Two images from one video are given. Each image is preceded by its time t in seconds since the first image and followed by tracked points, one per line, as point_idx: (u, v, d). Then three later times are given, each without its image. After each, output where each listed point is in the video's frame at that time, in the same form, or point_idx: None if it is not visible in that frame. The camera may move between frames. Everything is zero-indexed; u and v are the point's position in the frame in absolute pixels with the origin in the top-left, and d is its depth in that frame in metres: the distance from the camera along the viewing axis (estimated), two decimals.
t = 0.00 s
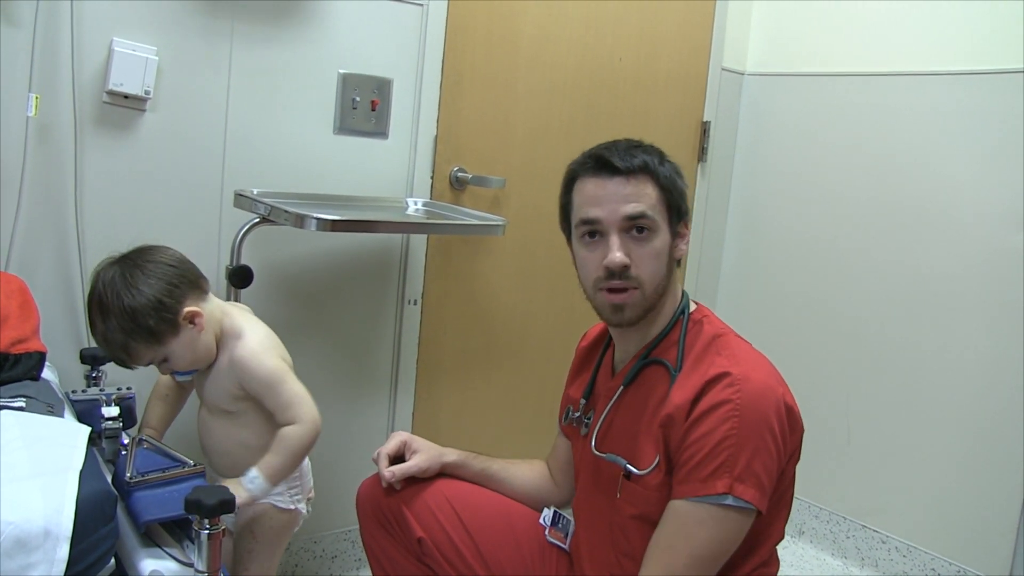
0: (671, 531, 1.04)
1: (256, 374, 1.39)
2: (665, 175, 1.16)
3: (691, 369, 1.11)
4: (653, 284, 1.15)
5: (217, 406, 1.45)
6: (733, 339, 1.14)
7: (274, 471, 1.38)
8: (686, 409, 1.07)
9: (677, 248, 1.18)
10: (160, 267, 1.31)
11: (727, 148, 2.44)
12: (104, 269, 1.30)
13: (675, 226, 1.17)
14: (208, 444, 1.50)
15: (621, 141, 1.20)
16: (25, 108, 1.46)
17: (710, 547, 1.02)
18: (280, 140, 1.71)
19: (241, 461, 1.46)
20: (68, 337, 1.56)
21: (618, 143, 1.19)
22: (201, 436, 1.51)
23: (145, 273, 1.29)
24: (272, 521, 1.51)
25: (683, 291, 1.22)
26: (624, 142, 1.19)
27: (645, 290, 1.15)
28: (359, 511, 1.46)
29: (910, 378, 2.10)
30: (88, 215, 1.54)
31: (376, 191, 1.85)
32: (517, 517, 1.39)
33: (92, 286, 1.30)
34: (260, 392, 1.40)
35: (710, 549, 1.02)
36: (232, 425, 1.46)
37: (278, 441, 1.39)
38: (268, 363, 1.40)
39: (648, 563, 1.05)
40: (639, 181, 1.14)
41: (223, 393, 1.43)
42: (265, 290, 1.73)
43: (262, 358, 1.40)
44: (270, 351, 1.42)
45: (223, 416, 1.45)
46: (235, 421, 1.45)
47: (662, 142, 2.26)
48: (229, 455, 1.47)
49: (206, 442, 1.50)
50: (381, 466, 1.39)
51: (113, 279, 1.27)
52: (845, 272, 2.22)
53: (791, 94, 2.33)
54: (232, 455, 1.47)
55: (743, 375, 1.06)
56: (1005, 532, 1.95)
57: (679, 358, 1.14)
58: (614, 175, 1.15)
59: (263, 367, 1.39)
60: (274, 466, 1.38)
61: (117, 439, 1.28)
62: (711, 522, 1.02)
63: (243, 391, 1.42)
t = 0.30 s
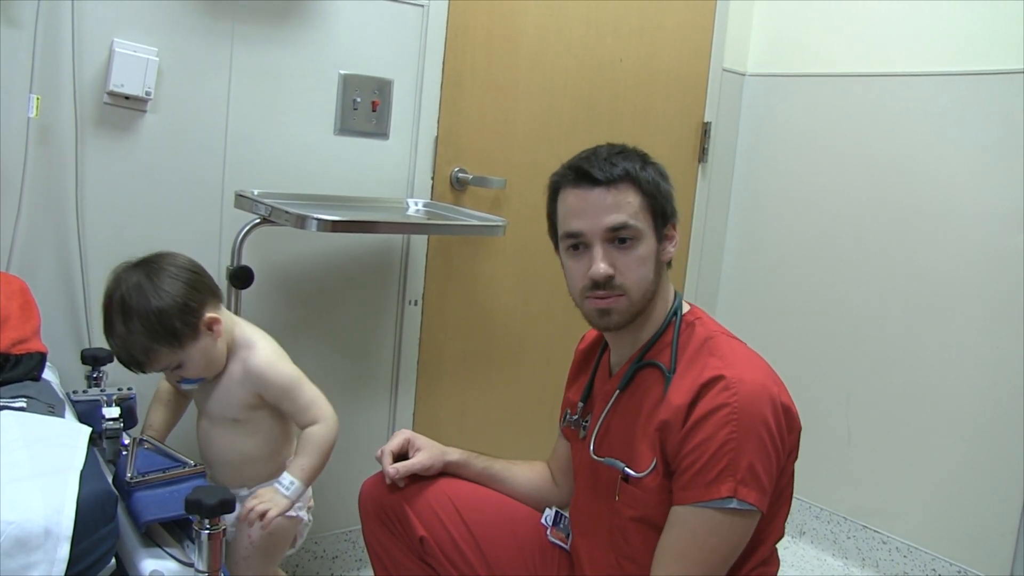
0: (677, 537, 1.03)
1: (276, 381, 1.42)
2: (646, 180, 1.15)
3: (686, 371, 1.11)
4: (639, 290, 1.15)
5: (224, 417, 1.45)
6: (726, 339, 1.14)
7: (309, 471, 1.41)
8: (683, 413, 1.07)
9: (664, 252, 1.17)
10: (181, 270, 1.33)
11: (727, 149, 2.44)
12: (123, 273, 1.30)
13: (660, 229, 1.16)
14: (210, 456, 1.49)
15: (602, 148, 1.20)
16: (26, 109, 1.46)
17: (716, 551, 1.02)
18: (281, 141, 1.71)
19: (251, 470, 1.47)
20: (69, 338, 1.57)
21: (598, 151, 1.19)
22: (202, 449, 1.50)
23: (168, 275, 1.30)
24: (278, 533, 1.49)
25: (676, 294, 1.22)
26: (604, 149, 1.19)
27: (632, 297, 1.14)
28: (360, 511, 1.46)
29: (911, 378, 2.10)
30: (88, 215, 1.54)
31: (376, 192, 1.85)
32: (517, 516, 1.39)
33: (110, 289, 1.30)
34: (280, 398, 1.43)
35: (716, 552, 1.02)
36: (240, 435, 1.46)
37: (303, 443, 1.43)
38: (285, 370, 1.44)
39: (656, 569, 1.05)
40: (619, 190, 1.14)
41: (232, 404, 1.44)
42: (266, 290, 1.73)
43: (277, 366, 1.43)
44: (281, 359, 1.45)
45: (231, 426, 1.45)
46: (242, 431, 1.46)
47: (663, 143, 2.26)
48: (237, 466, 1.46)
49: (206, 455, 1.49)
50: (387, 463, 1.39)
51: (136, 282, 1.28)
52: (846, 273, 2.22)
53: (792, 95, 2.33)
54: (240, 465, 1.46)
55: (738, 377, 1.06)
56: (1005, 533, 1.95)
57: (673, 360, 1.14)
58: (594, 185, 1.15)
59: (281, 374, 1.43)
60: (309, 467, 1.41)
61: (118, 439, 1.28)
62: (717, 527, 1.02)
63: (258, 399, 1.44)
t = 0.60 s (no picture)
0: (671, 538, 1.03)
1: (294, 401, 1.46)
2: (630, 184, 1.13)
3: (683, 374, 1.11)
4: (620, 294, 1.14)
5: (243, 433, 1.48)
6: (724, 342, 1.14)
7: (307, 490, 1.40)
8: (679, 415, 1.08)
9: (652, 254, 1.15)
10: (213, 287, 1.35)
11: (727, 151, 2.44)
12: (156, 290, 1.31)
13: (648, 235, 1.13)
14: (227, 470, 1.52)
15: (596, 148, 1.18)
16: (26, 111, 1.47)
17: (711, 552, 1.02)
18: (281, 142, 1.71)
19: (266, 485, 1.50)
20: (69, 339, 1.57)
21: (592, 154, 1.17)
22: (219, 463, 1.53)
23: (202, 292, 1.32)
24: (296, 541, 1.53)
25: (675, 294, 1.22)
26: (596, 151, 1.17)
27: (613, 301, 1.14)
28: (359, 512, 1.46)
29: (911, 380, 2.10)
30: (89, 217, 1.55)
31: (376, 194, 1.85)
32: (517, 518, 1.39)
33: (143, 306, 1.30)
34: (296, 417, 1.46)
35: (711, 554, 1.02)
36: (257, 451, 1.49)
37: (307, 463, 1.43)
38: (304, 391, 1.47)
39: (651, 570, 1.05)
40: (599, 194, 1.13)
41: (250, 421, 1.47)
42: (266, 292, 1.73)
43: (295, 388, 1.46)
44: (301, 381, 1.48)
45: (249, 442, 1.49)
46: (260, 447, 1.49)
47: (663, 144, 2.26)
48: (253, 480, 1.50)
49: (224, 469, 1.53)
50: (384, 465, 1.38)
51: (173, 299, 1.29)
52: (846, 275, 2.22)
53: (791, 96, 2.33)
54: (255, 480, 1.50)
55: (734, 379, 1.06)
56: (1005, 534, 1.95)
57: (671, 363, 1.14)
58: (575, 189, 1.14)
59: (300, 394, 1.46)
60: (308, 484, 1.40)
61: (118, 441, 1.28)
62: (710, 528, 1.02)
63: (275, 417, 1.47)
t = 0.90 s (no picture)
0: (667, 542, 1.03)
1: (308, 408, 1.48)
2: (581, 202, 1.13)
3: (680, 378, 1.11)
4: (574, 308, 1.16)
5: (256, 437, 1.51)
6: (722, 346, 1.13)
7: (317, 496, 1.42)
8: (676, 420, 1.07)
9: (611, 272, 1.13)
10: (245, 290, 1.41)
11: (726, 150, 2.44)
12: (191, 286, 1.37)
13: (601, 253, 1.13)
14: (237, 471, 1.55)
15: (573, 159, 1.18)
16: (23, 112, 1.46)
17: (707, 557, 1.03)
18: (279, 144, 1.71)
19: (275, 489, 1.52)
20: (68, 342, 1.56)
21: (570, 166, 1.16)
22: (230, 467, 1.56)
23: (235, 294, 1.38)
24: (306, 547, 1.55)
25: (674, 297, 1.20)
26: (570, 162, 1.18)
27: (568, 313, 1.17)
28: (359, 511, 1.46)
29: (910, 378, 2.10)
30: (87, 218, 1.54)
31: (374, 194, 1.85)
32: (517, 519, 1.38)
33: (177, 300, 1.36)
34: (309, 424, 1.49)
35: (707, 559, 1.02)
36: (268, 456, 1.51)
37: (319, 469, 1.45)
38: (318, 399, 1.50)
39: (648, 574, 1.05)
40: (550, 212, 1.15)
41: (264, 426, 1.50)
42: (265, 294, 1.73)
43: (309, 395, 1.49)
44: (315, 389, 1.51)
45: (261, 446, 1.51)
46: (272, 452, 1.51)
47: (661, 144, 2.26)
48: (262, 484, 1.52)
49: (235, 473, 1.55)
50: (384, 465, 1.39)
51: (208, 297, 1.35)
52: (845, 273, 2.22)
53: (789, 96, 2.34)
54: (267, 485, 1.52)
55: (731, 384, 1.05)
56: (1005, 532, 1.95)
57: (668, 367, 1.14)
58: (535, 205, 1.18)
59: (314, 403, 1.49)
60: (317, 491, 1.42)
61: (117, 443, 1.28)
62: (706, 534, 1.02)
63: (289, 423, 1.50)
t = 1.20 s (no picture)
0: (663, 544, 1.04)
1: (331, 407, 1.50)
2: (574, 212, 1.12)
3: (676, 381, 1.11)
4: (571, 315, 1.16)
5: (275, 440, 1.51)
6: (719, 348, 1.13)
7: (350, 488, 1.43)
8: (671, 423, 1.07)
9: (607, 280, 1.14)
10: (259, 294, 1.41)
11: (723, 151, 2.44)
12: (207, 289, 1.37)
13: (597, 261, 1.13)
14: (253, 472, 1.54)
15: (566, 166, 1.18)
16: (20, 115, 1.46)
17: (702, 560, 1.03)
18: (276, 146, 1.71)
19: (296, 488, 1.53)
20: (65, 345, 1.56)
21: (564, 175, 1.16)
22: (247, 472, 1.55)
23: (250, 297, 1.38)
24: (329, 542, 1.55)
25: (670, 299, 1.20)
26: (563, 169, 1.17)
27: (566, 320, 1.17)
28: (358, 510, 1.46)
29: (908, 379, 2.10)
30: (84, 221, 1.54)
31: (372, 196, 1.85)
32: (515, 521, 1.38)
33: (191, 302, 1.36)
34: (332, 423, 1.50)
35: (702, 561, 1.03)
36: (288, 456, 1.52)
37: (347, 462, 1.47)
38: (339, 397, 1.51)
39: None
40: (544, 221, 1.15)
41: (283, 428, 1.50)
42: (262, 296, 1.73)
43: (327, 394, 1.50)
44: (331, 388, 1.52)
45: (280, 448, 1.51)
46: (292, 454, 1.52)
47: (658, 145, 2.26)
48: (282, 484, 1.53)
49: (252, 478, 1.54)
50: (381, 461, 1.39)
51: (224, 299, 1.35)
52: (842, 274, 2.22)
53: (786, 96, 2.34)
54: (289, 485, 1.53)
55: (727, 387, 1.05)
56: (1002, 531, 1.96)
57: (664, 370, 1.14)
58: (528, 214, 1.18)
59: (334, 400, 1.50)
60: (349, 484, 1.43)
61: (114, 445, 1.29)
62: (701, 536, 1.02)
63: (310, 422, 1.51)
